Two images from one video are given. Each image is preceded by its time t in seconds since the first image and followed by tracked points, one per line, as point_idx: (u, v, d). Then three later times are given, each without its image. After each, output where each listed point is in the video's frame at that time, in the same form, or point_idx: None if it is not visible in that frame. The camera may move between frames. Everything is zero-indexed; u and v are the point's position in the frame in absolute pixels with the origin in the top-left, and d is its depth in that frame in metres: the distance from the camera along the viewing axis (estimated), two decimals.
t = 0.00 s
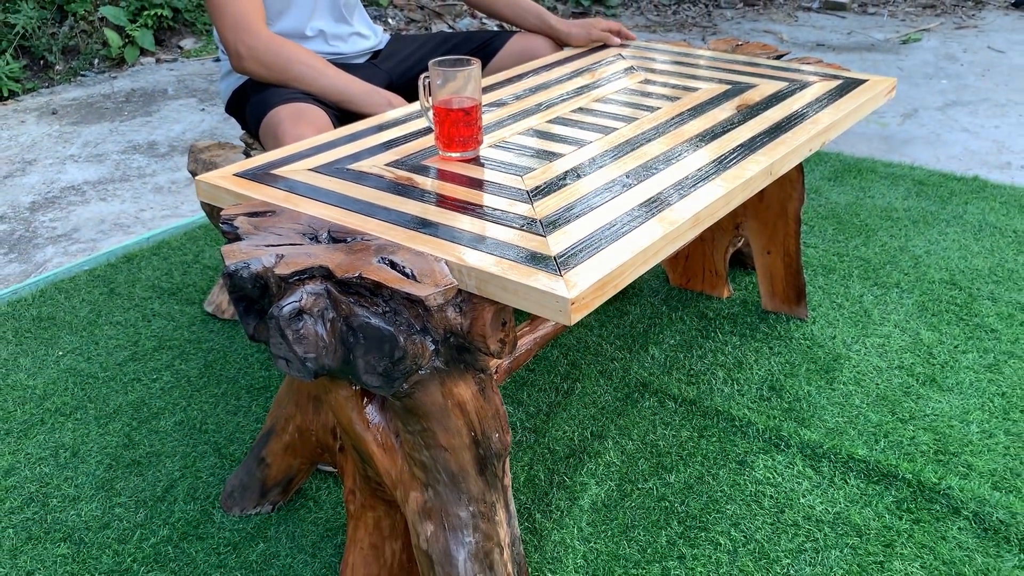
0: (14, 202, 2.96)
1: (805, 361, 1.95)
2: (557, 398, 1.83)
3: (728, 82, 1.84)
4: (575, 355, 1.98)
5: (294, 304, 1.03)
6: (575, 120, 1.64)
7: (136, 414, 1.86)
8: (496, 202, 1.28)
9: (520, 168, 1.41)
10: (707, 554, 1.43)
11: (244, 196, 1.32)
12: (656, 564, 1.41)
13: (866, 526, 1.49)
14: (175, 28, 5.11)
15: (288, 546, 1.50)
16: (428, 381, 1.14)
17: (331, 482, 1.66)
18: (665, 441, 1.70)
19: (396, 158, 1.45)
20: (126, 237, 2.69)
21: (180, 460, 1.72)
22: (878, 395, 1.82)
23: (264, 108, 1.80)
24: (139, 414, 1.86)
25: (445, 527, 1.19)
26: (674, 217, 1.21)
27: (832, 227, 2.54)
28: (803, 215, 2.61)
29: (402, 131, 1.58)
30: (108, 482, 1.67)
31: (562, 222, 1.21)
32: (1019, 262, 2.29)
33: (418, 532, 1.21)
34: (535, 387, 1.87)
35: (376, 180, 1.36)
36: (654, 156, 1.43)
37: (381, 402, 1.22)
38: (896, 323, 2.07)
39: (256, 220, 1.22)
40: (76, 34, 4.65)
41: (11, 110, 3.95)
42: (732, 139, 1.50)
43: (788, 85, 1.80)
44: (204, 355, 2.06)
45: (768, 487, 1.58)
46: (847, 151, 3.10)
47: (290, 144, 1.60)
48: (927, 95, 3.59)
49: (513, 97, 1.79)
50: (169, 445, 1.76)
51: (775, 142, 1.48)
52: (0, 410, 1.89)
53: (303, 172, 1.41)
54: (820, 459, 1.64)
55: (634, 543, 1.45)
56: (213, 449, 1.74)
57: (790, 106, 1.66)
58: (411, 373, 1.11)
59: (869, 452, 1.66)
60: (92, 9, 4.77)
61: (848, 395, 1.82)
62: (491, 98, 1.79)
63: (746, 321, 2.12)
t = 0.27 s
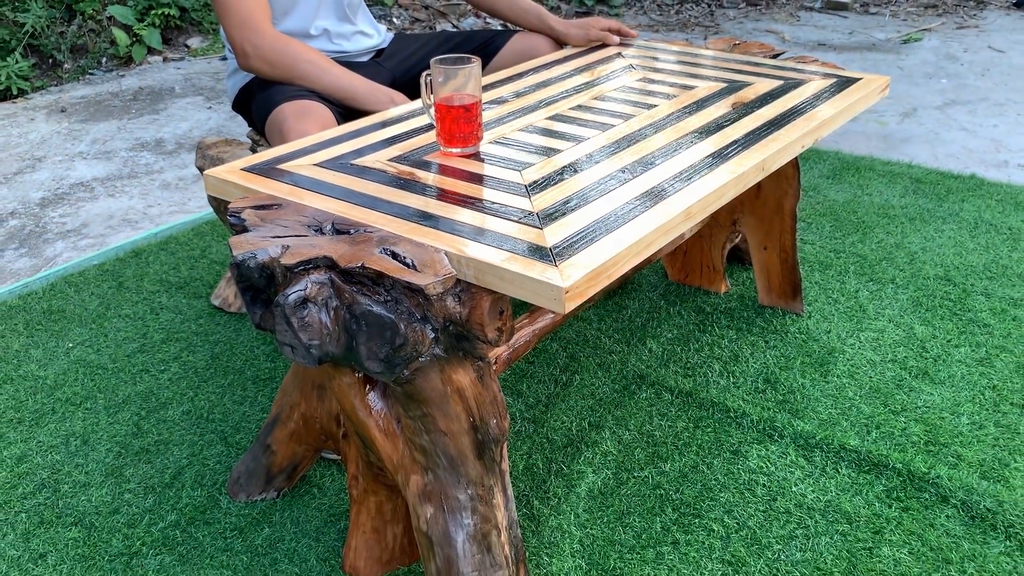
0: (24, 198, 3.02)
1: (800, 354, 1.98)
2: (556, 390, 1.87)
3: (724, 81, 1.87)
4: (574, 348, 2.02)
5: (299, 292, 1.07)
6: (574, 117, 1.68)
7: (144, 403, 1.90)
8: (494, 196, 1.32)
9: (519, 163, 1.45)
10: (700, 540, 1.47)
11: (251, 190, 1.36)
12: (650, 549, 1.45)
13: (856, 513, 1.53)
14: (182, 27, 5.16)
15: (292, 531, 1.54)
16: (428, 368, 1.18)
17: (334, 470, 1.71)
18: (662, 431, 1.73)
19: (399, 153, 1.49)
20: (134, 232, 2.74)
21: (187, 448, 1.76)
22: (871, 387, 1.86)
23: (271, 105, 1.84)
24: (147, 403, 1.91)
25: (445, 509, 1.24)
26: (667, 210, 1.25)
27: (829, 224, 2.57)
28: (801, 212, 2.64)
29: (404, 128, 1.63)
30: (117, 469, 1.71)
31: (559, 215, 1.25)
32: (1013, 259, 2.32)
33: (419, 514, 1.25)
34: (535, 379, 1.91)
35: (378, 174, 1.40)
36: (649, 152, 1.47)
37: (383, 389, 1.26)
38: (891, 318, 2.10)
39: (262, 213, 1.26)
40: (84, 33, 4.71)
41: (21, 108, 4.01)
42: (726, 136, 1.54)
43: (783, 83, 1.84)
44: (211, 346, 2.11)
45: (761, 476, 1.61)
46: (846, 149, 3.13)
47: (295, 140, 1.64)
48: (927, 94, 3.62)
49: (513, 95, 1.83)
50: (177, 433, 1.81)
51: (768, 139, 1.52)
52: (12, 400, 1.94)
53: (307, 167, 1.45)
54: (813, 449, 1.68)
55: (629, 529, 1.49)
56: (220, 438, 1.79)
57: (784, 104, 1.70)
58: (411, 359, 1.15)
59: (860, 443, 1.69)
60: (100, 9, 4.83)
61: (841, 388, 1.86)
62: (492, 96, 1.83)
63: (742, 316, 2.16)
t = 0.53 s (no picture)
0: (36, 193, 3.08)
1: (793, 347, 2.03)
2: (554, 379, 1.92)
3: (719, 78, 1.92)
4: (571, 340, 2.06)
5: (303, 278, 1.11)
6: (570, 113, 1.72)
7: (153, 391, 1.96)
8: (492, 187, 1.37)
9: (517, 157, 1.50)
10: (690, 523, 1.52)
11: (257, 182, 1.41)
12: (642, 531, 1.50)
13: (843, 498, 1.57)
14: (191, 27, 5.23)
15: (296, 512, 1.60)
16: (426, 351, 1.23)
17: (337, 455, 1.76)
18: (656, 420, 1.78)
19: (400, 147, 1.54)
20: (143, 227, 2.80)
21: (194, 433, 1.82)
22: (862, 379, 1.90)
23: (277, 101, 1.90)
24: (156, 391, 1.96)
25: (442, 488, 1.29)
26: (657, 202, 1.29)
27: (825, 221, 2.61)
28: (798, 209, 2.68)
29: (406, 123, 1.68)
30: (127, 453, 1.77)
31: (553, 206, 1.30)
32: (1005, 256, 2.36)
33: (417, 492, 1.30)
34: (533, 369, 1.95)
35: (380, 167, 1.45)
36: (643, 146, 1.52)
37: (383, 372, 1.31)
38: (883, 312, 2.14)
39: (268, 203, 1.31)
40: (94, 33, 4.78)
41: (32, 106, 4.08)
42: (718, 131, 1.59)
43: (776, 81, 1.88)
44: (218, 337, 2.16)
45: (752, 462, 1.66)
46: (844, 148, 3.17)
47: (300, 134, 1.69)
48: (926, 94, 3.66)
49: (512, 92, 1.88)
50: (184, 419, 1.86)
51: (758, 135, 1.56)
52: (25, 387, 1.99)
53: (312, 160, 1.50)
54: (803, 438, 1.72)
55: (622, 512, 1.54)
56: (226, 424, 1.84)
57: (775, 101, 1.74)
58: (410, 342, 1.20)
59: (850, 431, 1.73)
60: (110, 9, 4.90)
61: (833, 378, 1.90)
62: (492, 92, 1.88)
63: (737, 310, 2.20)
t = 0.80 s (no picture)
0: (49, 193, 3.15)
1: (786, 346, 2.08)
2: (552, 376, 1.97)
3: (713, 85, 1.97)
4: (570, 338, 2.12)
5: (309, 274, 1.17)
6: (568, 118, 1.78)
7: (163, 385, 2.02)
8: (491, 189, 1.43)
9: (516, 160, 1.56)
10: (682, 514, 1.57)
11: (266, 182, 1.47)
12: (635, 522, 1.55)
13: (831, 492, 1.62)
14: (200, 30, 5.31)
15: (301, 502, 1.65)
16: (426, 345, 1.29)
17: (341, 447, 1.82)
18: (650, 416, 1.83)
19: (403, 150, 1.60)
20: (153, 226, 2.86)
21: (203, 426, 1.88)
22: (853, 377, 1.95)
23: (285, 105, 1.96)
24: (166, 385, 2.02)
25: (441, 476, 1.35)
26: (649, 204, 1.34)
27: (821, 224, 2.66)
28: (795, 212, 2.73)
29: (410, 127, 1.73)
30: (138, 444, 1.83)
31: (549, 208, 1.35)
32: (997, 259, 2.40)
33: (417, 481, 1.36)
34: (532, 366, 2.01)
35: (384, 169, 1.51)
36: (637, 150, 1.57)
37: (386, 366, 1.37)
38: (876, 313, 2.19)
39: (277, 203, 1.37)
40: (106, 36, 4.86)
41: (45, 108, 4.16)
42: (710, 136, 1.64)
43: (769, 87, 1.93)
44: (226, 333, 2.22)
45: (743, 457, 1.71)
46: (842, 152, 3.22)
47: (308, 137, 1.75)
48: (924, 101, 3.70)
49: (513, 97, 1.94)
50: (193, 412, 1.92)
51: (749, 139, 1.62)
52: (40, 381, 2.06)
53: (319, 162, 1.55)
54: (793, 434, 1.77)
55: (615, 504, 1.59)
56: (234, 416, 1.90)
57: (767, 107, 1.80)
58: (411, 337, 1.26)
59: (839, 428, 1.78)
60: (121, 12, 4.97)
61: (824, 377, 1.95)
62: (493, 97, 1.93)
63: (733, 310, 2.25)
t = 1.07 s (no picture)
0: (59, 192, 3.21)
1: (780, 346, 2.12)
2: (550, 372, 2.01)
3: (709, 89, 2.02)
4: (568, 336, 2.16)
5: (313, 268, 1.21)
6: (566, 120, 1.83)
7: (170, 379, 2.07)
8: (490, 188, 1.48)
9: (514, 160, 1.60)
10: (674, 506, 1.61)
11: (272, 181, 1.52)
12: (628, 513, 1.59)
13: (820, 486, 1.66)
14: (209, 32, 5.37)
15: (304, 491, 1.70)
16: (426, 338, 1.33)
17: (343, 440, 1.86)
18: (645, 411, 1.87)
19: (406, 150, 1.65)
20: (161, 225, 2.92)
21: (209, 418, 1.92)
22: (845, 376, 1.99)
23: (291, 106, 2.01)
24: (173, 379, 2.07)
25: (439, 465, 1.39)
26: (641, 204, 1.39)
27: (817, 227, 2.70)
28: (792, 215, 2.77)
29: (412, 128, 1.78)
30: (146, 436, 1.88)
31: (545, 206, 1.39)
32: (990, 262, 2.44)
33: (416, 470, 1.41)
34: (531, 363, 2.05)
35: (387, 169, 1.56)
36: (632, 152, 1.62)
37: (386, 358, 1.41)
38: (869, 314, 2.23)
39: (282, 201, 1.41)
40: (115, 38, 4.93)
41: (55, 108, 4.22)
42: (704, 138, 1.68)
43: (764, 92, 1.98)
44: (232, 329, 2.27)
45: (735, 452, 1.75)
46: (841, 157, 3.26)
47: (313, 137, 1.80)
48: (923, 106, 3.74)
49: (513, 99, 1.99)
50: (200, 405, 1.97)
51: (742, 142, 1.66)
52: (50, 374, 2.11)
53: (323, 161, 1.60)
54: (785, 430, 1.81)
55: (609, 496, 1.63)
56: (239, 409, 1.95)
57: (761, 111, 1.84)
58: (411, 330, 1.30)
59: (829, 424, 1.82)
60: (131, 14, 5.04)
61: (817, 375, 1.99)
62: (494, 100, 1.98)
63: (729, 310, 2.29)
